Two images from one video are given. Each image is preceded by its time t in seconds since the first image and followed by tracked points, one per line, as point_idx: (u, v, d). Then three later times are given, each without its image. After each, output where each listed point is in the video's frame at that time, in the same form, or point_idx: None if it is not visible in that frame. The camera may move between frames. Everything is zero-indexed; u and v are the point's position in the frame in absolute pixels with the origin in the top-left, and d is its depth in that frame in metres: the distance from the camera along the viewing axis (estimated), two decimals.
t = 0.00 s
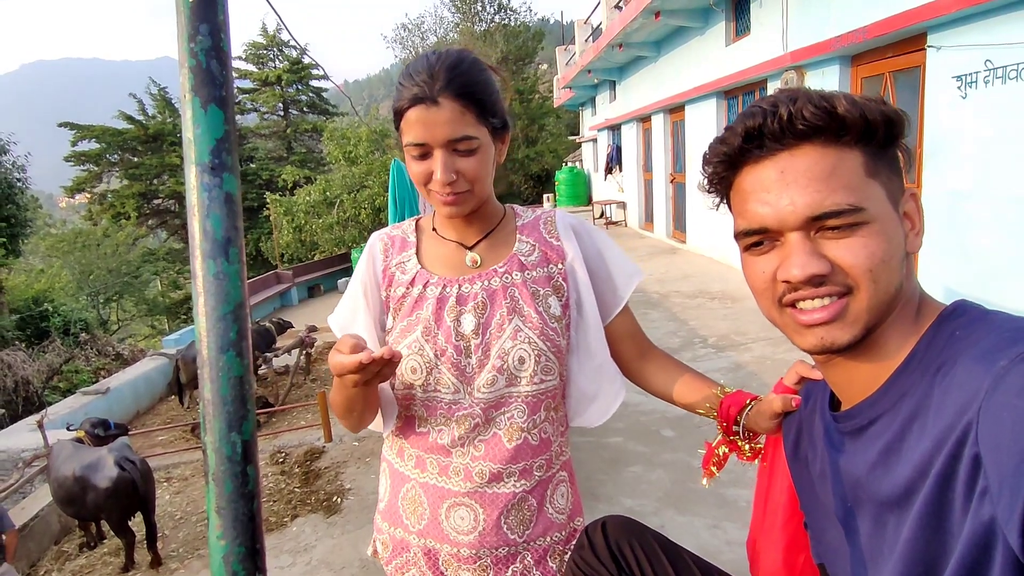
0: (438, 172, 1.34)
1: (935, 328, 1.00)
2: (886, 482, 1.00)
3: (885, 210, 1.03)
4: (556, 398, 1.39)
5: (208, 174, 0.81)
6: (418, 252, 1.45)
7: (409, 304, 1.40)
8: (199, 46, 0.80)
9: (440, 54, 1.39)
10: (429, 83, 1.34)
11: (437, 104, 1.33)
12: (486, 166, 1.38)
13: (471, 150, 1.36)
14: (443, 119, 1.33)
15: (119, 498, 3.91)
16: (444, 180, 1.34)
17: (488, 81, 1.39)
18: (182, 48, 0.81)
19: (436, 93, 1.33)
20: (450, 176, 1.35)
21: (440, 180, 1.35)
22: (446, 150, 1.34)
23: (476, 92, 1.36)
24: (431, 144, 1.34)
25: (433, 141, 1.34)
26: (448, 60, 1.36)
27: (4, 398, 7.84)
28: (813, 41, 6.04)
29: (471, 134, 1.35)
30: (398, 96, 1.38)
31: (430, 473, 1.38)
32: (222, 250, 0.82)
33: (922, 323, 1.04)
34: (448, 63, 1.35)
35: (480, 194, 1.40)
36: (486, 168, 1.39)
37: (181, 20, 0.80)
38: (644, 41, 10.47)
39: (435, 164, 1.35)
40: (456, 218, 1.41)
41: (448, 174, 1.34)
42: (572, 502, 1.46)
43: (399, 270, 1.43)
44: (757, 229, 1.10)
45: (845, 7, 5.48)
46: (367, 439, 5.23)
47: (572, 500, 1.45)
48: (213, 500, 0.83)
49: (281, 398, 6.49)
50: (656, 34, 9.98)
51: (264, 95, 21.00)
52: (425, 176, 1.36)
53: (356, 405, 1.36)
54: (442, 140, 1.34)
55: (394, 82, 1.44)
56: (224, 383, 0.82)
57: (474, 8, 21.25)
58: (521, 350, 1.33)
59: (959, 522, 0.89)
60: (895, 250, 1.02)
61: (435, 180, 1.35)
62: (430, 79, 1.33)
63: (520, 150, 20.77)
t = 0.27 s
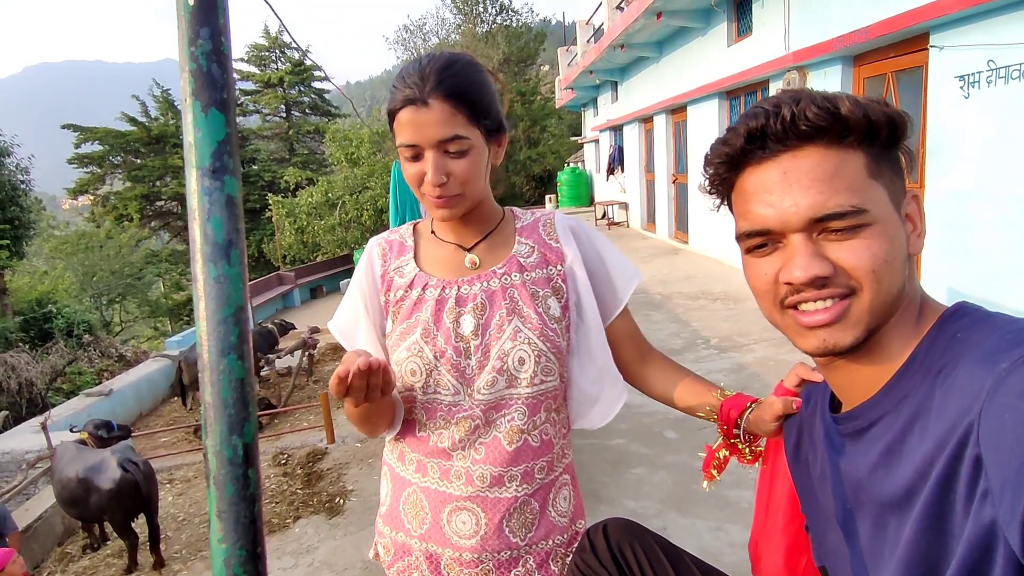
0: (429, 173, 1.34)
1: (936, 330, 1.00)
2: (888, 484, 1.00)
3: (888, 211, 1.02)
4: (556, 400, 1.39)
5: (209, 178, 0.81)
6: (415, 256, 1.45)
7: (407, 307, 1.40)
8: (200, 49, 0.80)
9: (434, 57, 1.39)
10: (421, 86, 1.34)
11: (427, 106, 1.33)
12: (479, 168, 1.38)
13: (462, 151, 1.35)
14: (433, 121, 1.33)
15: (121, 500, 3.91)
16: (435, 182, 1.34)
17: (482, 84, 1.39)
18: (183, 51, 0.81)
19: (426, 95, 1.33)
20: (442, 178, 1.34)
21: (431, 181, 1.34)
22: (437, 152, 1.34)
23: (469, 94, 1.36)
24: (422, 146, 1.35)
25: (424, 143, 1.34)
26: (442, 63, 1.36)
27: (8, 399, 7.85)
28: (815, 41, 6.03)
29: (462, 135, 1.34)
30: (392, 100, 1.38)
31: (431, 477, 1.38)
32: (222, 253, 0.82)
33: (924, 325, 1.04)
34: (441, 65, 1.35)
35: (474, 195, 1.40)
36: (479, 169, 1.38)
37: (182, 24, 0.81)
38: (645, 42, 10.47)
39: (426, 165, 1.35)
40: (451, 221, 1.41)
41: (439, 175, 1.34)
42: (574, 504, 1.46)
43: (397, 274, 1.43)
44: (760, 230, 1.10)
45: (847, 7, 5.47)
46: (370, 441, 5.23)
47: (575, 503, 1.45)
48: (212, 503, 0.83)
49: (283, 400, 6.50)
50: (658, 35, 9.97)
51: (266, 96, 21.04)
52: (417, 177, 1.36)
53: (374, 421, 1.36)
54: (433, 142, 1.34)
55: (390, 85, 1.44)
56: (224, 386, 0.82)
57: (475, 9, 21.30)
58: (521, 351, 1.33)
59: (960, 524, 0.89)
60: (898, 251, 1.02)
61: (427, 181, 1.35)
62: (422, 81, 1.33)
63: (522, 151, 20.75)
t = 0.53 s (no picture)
0: (422, 179, 1.34)
1: (944, 334, 0.99)
2: (894, 489, 0.99)
3: (894, 214, 1.02)
4: (562, 404, 1.38)
5: (210, 184, 0.81)
6: (417, 263, 1.46)
7: (410, 314, 1.40)
8: (201, 55, 0.80)
9: (428, 62, 1.39)
10: (411, 91, 1.33)
11: (416, 112, 1.33)
12: (473, 173, 1.37)
13: (454, 156, 1.34)
14: (423, 126, 1.33)
15: (124, 502, 3.91)
16: (427, 189, 1.34)
17: (476, 87, 1.38)
18: (185, 57, 0.81)
19: (416, 100, 1.33)
20: (434, 184, 1.34)
21: (424, 188, 1.34)
22: (429, 158, 1.34)
23: (463, 98, 1.35)
24: (414, 153, 1.34)
25: (415, 150, 1.34)
26: (435, 68, 1.36)
27: (11, 401, 7.87)
28: (817, 41, 6.02)
29: (454, 140, 1.34)
30: (386, 106, 1.39)
31: (437, 483, 1.38)
32: (224, 259, 0.82)
33: (932, 329, 1.03)
34: (431, 71, 1.35)
35: (470, 200, 1.39)
36: (474, 174, 1.37)
37: (183, 30, 0.81)
38: (647, 43, 10.46)
39: (418, 172, 1.35)
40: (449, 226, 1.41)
41: (431, 182, 1.33)
42: (579, 508, 1.46)
43: (399, 282, 1.44)
44: (765, 233, 1.10)
45: (850, 7, 5.46)
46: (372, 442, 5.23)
47: (580, 507, 1.45)
48: (217, 509, 0.83)
49: (286, 402, 6.50)
50: (660, 36, 9.97)
51: (268, 98, 21.09)
52: (412, 184, 1.36)
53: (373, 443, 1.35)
54: (424, 148, 1.33)
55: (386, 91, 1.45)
56: (227, 392, 0.82)
57: (477, 10, 21.38)
58: (524, 356, 1.33)
59: (969, 529, 0.88)
60: (904, 255, 1.01)
61: (421, 188, 1.35)
62: (412, 87, 1.33)
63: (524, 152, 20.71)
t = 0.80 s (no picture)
0: (425, 176, 1.34)
1: (946, 333, 0.99)
2: (895, 486, 0.99)
3: (895, 211, 1.02)
4: (562, 404, 1.39)
5: (212, 180, 0.82)
6: (417, 262, 1.46)
7: (410, 314, 1.40)
8: (203, 52, 0.81)
9: (426, 59, 1.39)
10: (412, 87, 1.34)
11: (419, 107, 1.33)
12: (476, 169, 1.37)
13: (458, 152, 1.35)
14: (426, 122, 1.33)
15: (126, 501, 3.92)
16: (432, 185, 1.34)
17: (476, 82, 1.38)
18: (186, 53, 0.82)
19: (419, 95, 1.33)
20: (437, 181, 1.34)
21: (427, 184, 1.34)
22: (432, 154, 1.34)
23: (464, 94, 1.35)
24: (417, 149, 1.35)
25: (418, 146, 1.34)
26: (434, 64, 1.36)
27: (14, 401, 7.90)
28: (819, 41, 6.02)
29: (457, 136, 1.34)
30: (385, 102, 1.39)
31: (437, 482, 1.38)
32: (225, 255, 0.82)
33: (935, 328, 1.03)
34: (433, 67, 1.35)
35: (473, 197, 1.39)
36: (476, 171, 1.38)
37: (185, 26, 0.81)
38: (649, 43, 10.47)
39: (421, 167, 1.35)
40: (451, 225, 1.41)
41: (436, 178, 1.34)
42: (578, 507, 1.46)
43: (399, 282, 1.44)
44: (765, 228, 1.10)
45: (851, 7, 5.46)
46: (373, 442, 5.23)
47: (579, 506, 1.46)
48: (216, 505, 0.83)
49: (288, 402, 6.51)
50: (661, 36, 9.98)
51: (271, 99, 21.16)
52: (414, 181, 1.36)
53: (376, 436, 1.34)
54: (427, 144, 1.34)
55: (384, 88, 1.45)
56: (227, 389, 0.82)
57: (479, 11, 21.56)
58: (526, 356, 1.33)
59: (970, 525, 0.88)
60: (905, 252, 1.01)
61: (424, 184, 1.35)
62: (413, 82, 1.33)
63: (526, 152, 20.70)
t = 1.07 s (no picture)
0: (429, 176, 1.35)
1: (949, 327, 1.00)
2: (899, 484, 0.99)
3: (895, 209, 1.02)
4: (565, 397, 1.40)
5: (217, 176, 0.82)
6: (415, 260, 1.45)
7: (412, 313, 1.39)
8: (208, 50, 0.81)
9: (428, 59, 1.39)
10: (417, 88, 1.34)
11: (424, 108, 1.33)
12: (479, 169, 1.38)
13: (462, 152, 1.35)
14: (431, 123, 1.33)
15: (130, 501, 3.93)
16: (436, 183, 1.34)
17: (478, 84, 1.39)
18: (191, 51, 0.82)
19: (424, 96, 1.33)
20: (442, 181, 1.35)
21: (432, 184, 1.34)
22: (437, 154, 1.35)
23: (467, 95, 1.36)
24: (421, 149, 1.35)
25: (423, 145, 1.35)
26: (437, 65, 1.36)
27: (18, 401, 7.92)
28: (821, 41, 6.02)
29: (460, 136, 1.35)
30: (388, 102, 1.39)
31: (443, 479, 1.38)
32: (230, 251, 0.83)
33: (938, 322, 1.03)
34: (436, 66, 1.35)
35: (474, 197, 1.40)
36: (478, 171, 1.39)
37: (191, 25, 0.81)
38: (651, 44, 10.48)
39: (426, 167, 1.35)
40: (452, 225, 1.42)
41: (440, 178, 1.34)
42: (581, 498, 1.47)
43: (398, 281, 1.43)
44: (766, 228, 1.10)
45: (854, 8, 5.46)
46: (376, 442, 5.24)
47: (581, 498, 1.47)
48: (223, 499, 0.84)
49: (290, 402, 6.52)
50: (663, 37, 9.99)
51: (273, 100, 21.20)
52: (417, 180, 1.36)
53: (385, 428, 1.34)
54: (432, 143, 1.34)
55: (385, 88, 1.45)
56: (233, 384, 0.83)
57: (481, 12, 21.60)
58: (532, 350, 1.34)
59: (972, 523, 0.88)
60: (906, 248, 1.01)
61: (428, 184, 1.36)
62: (418, 83, 1.34)
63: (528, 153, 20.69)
